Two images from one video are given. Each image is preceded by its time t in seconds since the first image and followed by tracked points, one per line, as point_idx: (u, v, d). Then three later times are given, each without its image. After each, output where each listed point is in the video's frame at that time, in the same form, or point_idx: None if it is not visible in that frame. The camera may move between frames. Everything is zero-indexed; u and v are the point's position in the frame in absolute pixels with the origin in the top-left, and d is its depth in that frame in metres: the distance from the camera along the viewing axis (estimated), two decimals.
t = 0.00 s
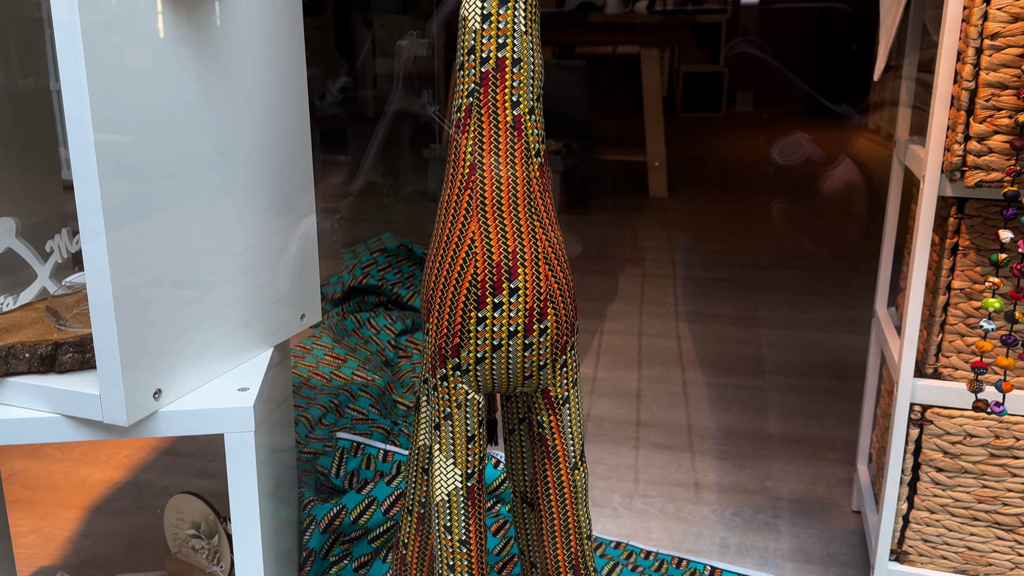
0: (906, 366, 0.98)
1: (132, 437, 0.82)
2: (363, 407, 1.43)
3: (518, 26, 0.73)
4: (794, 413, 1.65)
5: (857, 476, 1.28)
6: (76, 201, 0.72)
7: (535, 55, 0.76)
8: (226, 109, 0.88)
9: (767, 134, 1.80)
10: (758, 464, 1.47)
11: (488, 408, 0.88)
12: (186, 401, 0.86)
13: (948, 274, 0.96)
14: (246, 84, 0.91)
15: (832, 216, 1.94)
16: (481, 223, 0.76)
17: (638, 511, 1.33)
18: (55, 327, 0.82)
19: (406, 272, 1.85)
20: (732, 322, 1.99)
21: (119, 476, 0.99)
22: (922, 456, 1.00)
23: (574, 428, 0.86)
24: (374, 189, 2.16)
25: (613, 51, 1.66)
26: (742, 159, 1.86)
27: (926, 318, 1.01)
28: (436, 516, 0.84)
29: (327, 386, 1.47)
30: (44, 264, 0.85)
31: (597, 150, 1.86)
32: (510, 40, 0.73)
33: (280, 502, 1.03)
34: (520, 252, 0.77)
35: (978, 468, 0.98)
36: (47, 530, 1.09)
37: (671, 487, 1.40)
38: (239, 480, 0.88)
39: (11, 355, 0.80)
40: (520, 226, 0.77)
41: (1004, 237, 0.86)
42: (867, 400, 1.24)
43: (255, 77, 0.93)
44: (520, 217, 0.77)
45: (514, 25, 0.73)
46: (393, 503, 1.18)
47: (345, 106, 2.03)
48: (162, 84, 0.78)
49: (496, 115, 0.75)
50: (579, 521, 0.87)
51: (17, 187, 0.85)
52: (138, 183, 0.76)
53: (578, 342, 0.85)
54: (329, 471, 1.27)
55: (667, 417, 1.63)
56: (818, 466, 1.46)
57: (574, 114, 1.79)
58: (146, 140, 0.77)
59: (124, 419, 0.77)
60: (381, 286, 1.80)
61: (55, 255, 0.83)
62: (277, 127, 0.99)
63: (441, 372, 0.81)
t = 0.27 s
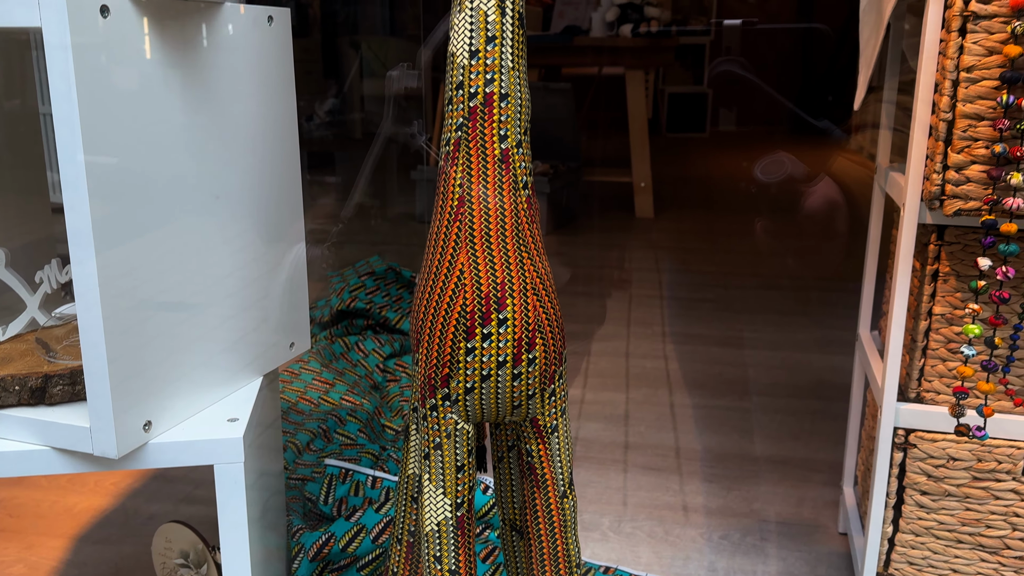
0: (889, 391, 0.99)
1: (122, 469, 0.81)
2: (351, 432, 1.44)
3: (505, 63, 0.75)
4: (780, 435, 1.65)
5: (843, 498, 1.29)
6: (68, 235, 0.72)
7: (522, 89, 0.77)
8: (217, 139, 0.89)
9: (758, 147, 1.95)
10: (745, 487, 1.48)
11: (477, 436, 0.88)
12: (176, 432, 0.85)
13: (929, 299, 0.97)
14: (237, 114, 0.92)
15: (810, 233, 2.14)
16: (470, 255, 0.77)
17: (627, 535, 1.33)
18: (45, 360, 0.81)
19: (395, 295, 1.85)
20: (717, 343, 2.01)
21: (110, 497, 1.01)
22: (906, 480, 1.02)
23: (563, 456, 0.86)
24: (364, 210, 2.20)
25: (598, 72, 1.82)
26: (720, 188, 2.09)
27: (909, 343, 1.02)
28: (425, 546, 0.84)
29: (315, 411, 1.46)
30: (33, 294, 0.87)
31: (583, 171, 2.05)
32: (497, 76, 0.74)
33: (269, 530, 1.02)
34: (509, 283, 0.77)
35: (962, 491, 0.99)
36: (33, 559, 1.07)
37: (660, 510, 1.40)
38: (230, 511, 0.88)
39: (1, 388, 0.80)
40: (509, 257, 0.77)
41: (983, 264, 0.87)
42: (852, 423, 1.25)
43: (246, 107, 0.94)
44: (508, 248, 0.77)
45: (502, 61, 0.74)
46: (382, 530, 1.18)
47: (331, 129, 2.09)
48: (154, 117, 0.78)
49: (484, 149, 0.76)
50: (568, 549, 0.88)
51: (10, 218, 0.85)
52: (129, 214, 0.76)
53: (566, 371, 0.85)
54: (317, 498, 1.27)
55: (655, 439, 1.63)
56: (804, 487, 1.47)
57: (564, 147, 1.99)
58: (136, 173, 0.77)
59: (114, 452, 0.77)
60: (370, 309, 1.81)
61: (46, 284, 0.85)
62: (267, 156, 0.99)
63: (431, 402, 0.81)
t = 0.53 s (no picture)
0: (867, 418, 1.01)
1: (107, 503, 0.81)
2: (335, 460, 1.43)
3: (489, 100, 0.76)
4: (763, 459, 1.67)
5: (825, 523, 1.30)
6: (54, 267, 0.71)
7: (505, 126, 0.78)
8: (204, 172, 0.89)
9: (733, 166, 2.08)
10: (728, 512, 1.48)
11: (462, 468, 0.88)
12: (161, 466, 0.85)
13: (905, 326, 0.98)
14: (225, 146, 0.92)
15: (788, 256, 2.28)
16: (456, 289, 0.78)
17: (611, 562, 1.33)
18: (30, 395, 0.80)
19: (378, 321, 1.85)
20: (698, 367, 2.03)
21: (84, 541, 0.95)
22: (886, 505, 1.03)
23: (548, 487, 0.86)
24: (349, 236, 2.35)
25: (578, 98, 2.03)
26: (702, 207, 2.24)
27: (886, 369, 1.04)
28: None
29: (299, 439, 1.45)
30: (18, 328, 0.87)
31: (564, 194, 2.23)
32: (481, 113, 0.76)
33: (252, 563, 1.01)
34: (494, 316, 0.78)
35: (940, 515, 1.01)
36: None
37: (644, 536, 1.41)
38: (214, 545, 0.87)
39: None
40: (494, 291, 0.78)
41: (956, 294, 0.89)
42: (832, 448, 1.27)
43: (235, 139, 0.94)
44: (493, 282, 0.78)
45: (486, 99, 0.76)
46: (364, 561, 1.21)
47: (315, 154, 2.08)
48: (140, 149, 0.78)
49: (469, 185, 0.77)
50: None
51: None
52: (114, 247, 0.76)
53: (551, 401, 0.86)
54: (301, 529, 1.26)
55: (638, 464, 1.64)
56: (786, 512, 1.48)
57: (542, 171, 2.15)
58: (122, 204, 0.76)
59: (99, 487, 0.76)
60: (353, 335, 1.80)
61: (30, 317, 0.85)
62: (255, 187, 0.99)
63: (417, 435, 0.81)
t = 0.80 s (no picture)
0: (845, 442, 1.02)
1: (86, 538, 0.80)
2: (315, 489, 1.43)
3: (471, 133, 0.77)
4: (744, 482, 1.67)
5: (805, 547, 1.31)
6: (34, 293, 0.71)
7: (487, 158, 0.79)
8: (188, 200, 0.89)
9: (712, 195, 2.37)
10: (709, 536, 1.49)
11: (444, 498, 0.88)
12: (140, 500, 0.84)
13: (881, 351, 1.00)
14: (209, 175, 0.92)
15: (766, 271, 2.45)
16: (439, 320, 0.78)
17: None
18: (9, 429, 0.79)
19: (359, 345, 1.83)
20: (679, 390, 2.04)
21: None
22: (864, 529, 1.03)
23: (531, 517, 0.86)
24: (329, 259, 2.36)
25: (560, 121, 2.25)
26: (677, 232, 2.47)
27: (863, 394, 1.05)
28: None
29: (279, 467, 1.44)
30: None
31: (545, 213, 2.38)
32: (463, 146, 0.77)
33: None
34: (476, 347, 0.78)
35: (918, 539, 1.01)
36: None
37: (626, 561, 1.41)
38: None
39: None
40: (476, 322, 0.79)
41: (930, 321, 0.90)
42: (811, 472, 1.28)
43: (218, 167, 0.94)
44: (475, 313, 0.79)
45: (468, 131, 0.77)
46: None
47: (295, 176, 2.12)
48: (121, 175, 0.78)
49: (451, 216, 0.78)
50: None
51: None
52: (95, 277, 0.75)
53: (533, 430, 0.86)
54: (282, 558, 1.26)
55: (620, 487, 1.64)
56: (767, 535, 1.49)
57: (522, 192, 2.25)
58: (101, 230, 0.76)
59: (79, 520, 0.76)
60: (334, 360, 1.78)
61: (8, 348, 0.83)
62: (237, 215, 0.99)
63: (399, 465, 0.81)
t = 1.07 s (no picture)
0: (822, 465, 1.03)
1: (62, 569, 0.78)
2: (294, 515, 1.39)
3: (451, 162, 0.77)
4: (723, 504, 1.68)
5: (785, 569, 1.32)
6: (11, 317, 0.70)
7: (466, 187, 0.80)
8: (167, 226, 0.88)
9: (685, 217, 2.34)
10: (690, 559, 1.49)
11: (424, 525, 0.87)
12: (118, 530, 0.82)
13: (856, 375, 1.01)
14: (188, 200, 0.91)
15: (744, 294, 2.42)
16: (419, 347, 0.78)
17: None
18: None
19: (338, 369, 1.82)
20: (658, 412, 2.04)
21: None
22: (841, 551, 1.04)
23: (511, 544, 0.86)
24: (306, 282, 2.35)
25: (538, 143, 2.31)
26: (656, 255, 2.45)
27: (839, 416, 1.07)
28: None
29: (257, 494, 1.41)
30: None
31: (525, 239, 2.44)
32: (443, 174, 0.77)
33: None
34: (456, 373, 0.78)
35: (894, 560, 1.02)
36: None
37: None
38: None
39: None
40: (456, 349, 0.79)
41: (903, 345, 0.91)
42: (789, 494, 1.30)
43: (198, 192, 0.93)
44: (455, 340, 0.79)
45: (447, 160, 0.77)
46: None
47: (274, 200, 2.20)
48: (100, 197, 0.77)
49: (431, 245, 0.78)
50: None
51: None
52: (73, 303, 0.74)
53: (513, 456, 0.86)
54: None
55: (601, 510, 1.64)
56: (746, 557, 1.49)
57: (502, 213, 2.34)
58: (79, 253, 0.75)
59: (56, 551, 0.74)
60: (313, 385, 1.76)
61: None
62: (216, 240, 0.98)
63: (379, 493, 0.80)
